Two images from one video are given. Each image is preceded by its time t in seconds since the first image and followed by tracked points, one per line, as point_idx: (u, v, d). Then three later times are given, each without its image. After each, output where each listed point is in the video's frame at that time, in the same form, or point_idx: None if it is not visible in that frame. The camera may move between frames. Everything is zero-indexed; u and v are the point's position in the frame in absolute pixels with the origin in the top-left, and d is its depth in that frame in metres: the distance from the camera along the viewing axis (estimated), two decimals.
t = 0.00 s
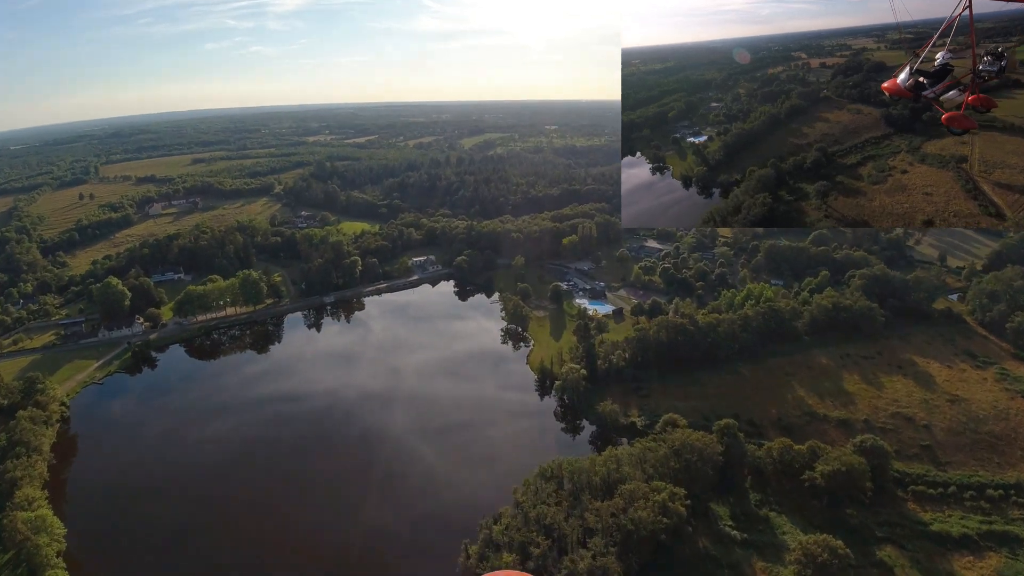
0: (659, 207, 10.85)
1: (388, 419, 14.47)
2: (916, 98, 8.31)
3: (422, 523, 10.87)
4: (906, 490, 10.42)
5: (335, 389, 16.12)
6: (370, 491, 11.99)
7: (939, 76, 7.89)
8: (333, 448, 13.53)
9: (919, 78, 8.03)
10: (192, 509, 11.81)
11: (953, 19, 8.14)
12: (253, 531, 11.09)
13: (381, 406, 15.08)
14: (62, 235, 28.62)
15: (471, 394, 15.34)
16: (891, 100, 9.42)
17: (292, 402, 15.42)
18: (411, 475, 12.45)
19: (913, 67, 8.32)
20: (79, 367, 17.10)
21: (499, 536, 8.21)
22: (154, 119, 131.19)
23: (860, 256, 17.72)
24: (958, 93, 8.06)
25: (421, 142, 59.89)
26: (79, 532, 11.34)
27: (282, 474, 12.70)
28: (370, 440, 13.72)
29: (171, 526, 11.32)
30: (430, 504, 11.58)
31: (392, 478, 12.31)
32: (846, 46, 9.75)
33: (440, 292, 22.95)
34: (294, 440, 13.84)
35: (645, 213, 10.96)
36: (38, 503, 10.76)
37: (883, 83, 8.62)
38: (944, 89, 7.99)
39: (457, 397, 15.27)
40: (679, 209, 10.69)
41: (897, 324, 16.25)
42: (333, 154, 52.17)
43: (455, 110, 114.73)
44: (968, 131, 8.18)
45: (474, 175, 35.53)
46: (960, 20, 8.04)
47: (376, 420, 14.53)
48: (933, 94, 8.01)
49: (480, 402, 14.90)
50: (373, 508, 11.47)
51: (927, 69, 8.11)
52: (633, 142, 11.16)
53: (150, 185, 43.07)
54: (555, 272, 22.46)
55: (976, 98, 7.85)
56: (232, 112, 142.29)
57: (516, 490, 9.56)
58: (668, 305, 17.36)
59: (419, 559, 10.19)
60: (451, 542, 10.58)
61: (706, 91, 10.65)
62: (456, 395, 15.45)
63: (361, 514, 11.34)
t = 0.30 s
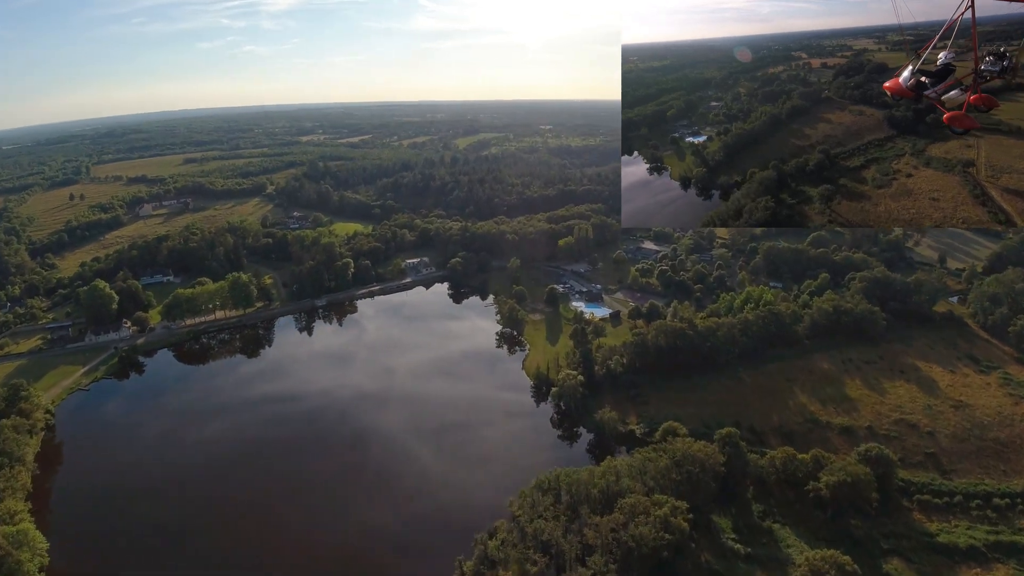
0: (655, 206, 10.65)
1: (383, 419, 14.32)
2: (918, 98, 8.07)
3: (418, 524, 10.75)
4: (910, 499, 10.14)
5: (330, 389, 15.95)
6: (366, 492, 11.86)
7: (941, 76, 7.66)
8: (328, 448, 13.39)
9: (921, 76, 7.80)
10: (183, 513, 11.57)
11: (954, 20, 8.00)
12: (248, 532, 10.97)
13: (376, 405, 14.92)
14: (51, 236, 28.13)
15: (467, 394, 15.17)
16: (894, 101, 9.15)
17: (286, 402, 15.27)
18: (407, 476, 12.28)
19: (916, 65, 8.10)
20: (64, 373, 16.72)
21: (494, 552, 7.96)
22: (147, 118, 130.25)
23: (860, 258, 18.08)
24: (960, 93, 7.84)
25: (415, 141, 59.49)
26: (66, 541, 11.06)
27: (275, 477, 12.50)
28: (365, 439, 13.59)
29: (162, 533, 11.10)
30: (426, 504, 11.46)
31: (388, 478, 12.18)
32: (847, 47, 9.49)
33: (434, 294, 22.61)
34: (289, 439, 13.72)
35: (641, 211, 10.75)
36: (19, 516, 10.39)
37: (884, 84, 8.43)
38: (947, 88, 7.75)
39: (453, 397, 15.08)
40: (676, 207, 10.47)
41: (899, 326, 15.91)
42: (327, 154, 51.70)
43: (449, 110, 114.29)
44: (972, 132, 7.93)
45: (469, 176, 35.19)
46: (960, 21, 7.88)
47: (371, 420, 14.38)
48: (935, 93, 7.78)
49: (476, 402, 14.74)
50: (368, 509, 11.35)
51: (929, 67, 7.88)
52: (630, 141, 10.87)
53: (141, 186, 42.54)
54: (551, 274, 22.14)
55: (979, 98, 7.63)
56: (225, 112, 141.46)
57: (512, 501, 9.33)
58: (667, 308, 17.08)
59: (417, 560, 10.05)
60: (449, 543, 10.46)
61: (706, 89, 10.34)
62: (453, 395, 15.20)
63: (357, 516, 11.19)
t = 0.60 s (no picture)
0: (652, 206, 10.37)
1: (375, 419, 14.15)
2: (919, 96, 8.21)
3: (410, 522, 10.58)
4: (912, 510, 9.89)
5: (321, 389, 15.77)
6: (357, 491, 11.70)
7: (942, 74, 7.75)
8: (320, 446, 13.23)
9: (921, 76, 7.93)
10: (173, 514, 11.33)
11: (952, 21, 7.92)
12: (237, 531, 10.80)
13: (367, 405, 14.73)
14: (36, 235, 27.54)
15: (460, 394, 15.01)
16: (897, 103, 8.89)
17: (277, 402, 15.09)
18: (401, 476, 12.08)
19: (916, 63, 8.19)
20: (46, 377, 16.26)
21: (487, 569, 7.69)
22: (136, 115, 128.90)
23: (856, 260, 18.00)
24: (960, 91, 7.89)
25: (407, 140, 59.00)
26: (52, 544, 10.76)
27: (266, 477, 12.26)
28: (357, 439, 13.44)
29: (151, 534, 10.84)
30: (418, 503, 11.30)
31: (380, 477, 12.02)
32: (847, 48, 9.23)
33: (426, 296, 22.25)
34: (280, 438, 13.54)
35: (637, 212, 10.53)
36: None
37: (888, 80, 8.55)
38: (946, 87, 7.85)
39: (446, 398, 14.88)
40: (673, 207, 10.24)
41: (898, 330, 15.68)
42: (318, 152, 51.14)
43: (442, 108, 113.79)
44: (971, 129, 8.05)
45: (461, 175, 34.81)
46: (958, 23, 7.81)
47: (363, 419, 14.20)
48: (934, 92, 7.92)
49: (470, 403, 14.56)
50: (360, 508, 11.19)
51: (929, 65, 7.98)
52: (628, 142, 10.61)
53: (129, 184, 41.87)
54: (544, 276, 21.81)
55: (978, 96, 7.67)
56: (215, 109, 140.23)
57: (505, 514, 9.02)
58: (663, 310, 16.81)
59: (412, 559, 9.89)
60: (446, 543, 10.29)
61: (705, 90, 10.02)
62: (448, 397, 14.94)
63: (350, 515, 11.02)
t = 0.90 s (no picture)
0: (649, 209, 9.98)
1: (368, 419, 14.06)
2: (916, 96, 7.74)
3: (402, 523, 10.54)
4: (914, 523, 9.69)
5: (313, 389, 15.61)
6: (350, 492, 11.65)
7: (938, 74, 7.28)
8: (313, 445, 13.16)
9: (918, 74, 7.43)
10: (164, 515, 11.26)
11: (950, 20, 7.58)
12: (229, 532, 10.75)
13: (359, 405, 14.58)
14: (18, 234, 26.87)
15: (453, 394, 14.89)
16: (900, 106, 8.67)
17: (269, 402, 14.97)
18: (396, 475, 12.01)
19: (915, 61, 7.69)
20: (25, 381, 15.76)
21: None
22: (125, 111, 127.46)
23: (852, 265, 17.83)
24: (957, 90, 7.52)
25: (398, 139, 58.46)
26: (40, 545, 10.66)
27: (260, 478, 12.19)
28: (350, 439, 13.36)
29: (145, 537, 10.74)
30: (411, 503, 11.24)
31: (373, 477, 11.96)
32: (848, 51, 8.98)
33: (417, 298, 21.88)
34: (272, 438, 13.47)
35: (636, 215, 10.10)
36: None
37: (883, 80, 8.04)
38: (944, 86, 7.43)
39: (438, 399, 14.70)
40: (671, 209, 9.87)
41: (895, 337, 15.52)
42: (308, 151, 50.54)
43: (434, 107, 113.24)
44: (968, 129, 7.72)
45: (453, 175, 34.46)
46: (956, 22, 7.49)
47: (355, 419, 14.09)
48: (933, 91, 7.45)
49: (463, 404, 14.44)
50: (352, 508, 11.13)
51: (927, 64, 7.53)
52: (626, 144, 10.15)
53: (115, 182, 41.11)
54: (537, 279, 21.51)
55: (976, 96, 7.31)
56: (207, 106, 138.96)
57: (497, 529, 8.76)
58: (657, 315, 16.56)
59: (405, 560, 9.85)
60: (441, 543, 10.24)
61: (705, 92, 9.66)
62: (440, 400, 14.65)
63: (343, 516, 10.97)
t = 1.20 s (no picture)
0: (648, 215, 10.05)
1: (362, 420, 14.02)
2: (914, 97, 7.68)
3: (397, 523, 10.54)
4: (917, 538, 9.44)
5: (306, 391, 15.55)
6: (344, 493, 11.64)
7: (937, 74, 7.24)
8: (308, 446, 13.17)
9: (918, 74, 7.38)
10: (160, 515, 11.27)
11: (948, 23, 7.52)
12: (225, 532, 10.75)
13: (353, 408, 14.52)
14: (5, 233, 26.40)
15: (448, 396, 14.81)
16: (903, 107, 8.39)
17: (263, 403, 14.94)
18: (391, 476, 11.98)
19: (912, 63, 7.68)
20: (8, 385, 15.30)
21: None
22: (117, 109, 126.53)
23: (851, 271, 17.61)
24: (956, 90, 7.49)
25: (393, 139, 58.09)
26: (34, 545, 10.65)
27: (255, 478, 12.19)
28: (344, 440, 13.33)
29: (139, 538, 10.72)
30: (406, 504, 11.22)
31: (367, 478, 11.95)
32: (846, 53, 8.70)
33: (410, 302, 21.53)
34: (267, 439, 13.47)
35: (635, 221, 10.21)
36: None
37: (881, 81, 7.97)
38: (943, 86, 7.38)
39: (433, 402, 14.59)
40: (670, 215, 9.89)
41: (895, 345, 15.33)
42: (302, 151, 50.11)
43: (429, 108, 112.96)
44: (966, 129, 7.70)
45: (447, 176, 34.14)
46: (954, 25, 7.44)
47: (349, 420, 14.06)
48: (932, 92, 7.40)
49: (457, 407, 14.36)
50: (347, 509, 11.14)
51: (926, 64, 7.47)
52: (626, 152, 10.13)
53: (106, 181, 40.61)
54: (532, 283, 21.20)
55: (974, 96, 7.35)
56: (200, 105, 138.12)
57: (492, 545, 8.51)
58: (654, 322, 16.29)
59: (400, 560, 9.84)
60: (437, 544, 10.20)
61: (705, 97, 9.45)
62: (434, 400, 14.69)
63: (338, 516, 10.95)
